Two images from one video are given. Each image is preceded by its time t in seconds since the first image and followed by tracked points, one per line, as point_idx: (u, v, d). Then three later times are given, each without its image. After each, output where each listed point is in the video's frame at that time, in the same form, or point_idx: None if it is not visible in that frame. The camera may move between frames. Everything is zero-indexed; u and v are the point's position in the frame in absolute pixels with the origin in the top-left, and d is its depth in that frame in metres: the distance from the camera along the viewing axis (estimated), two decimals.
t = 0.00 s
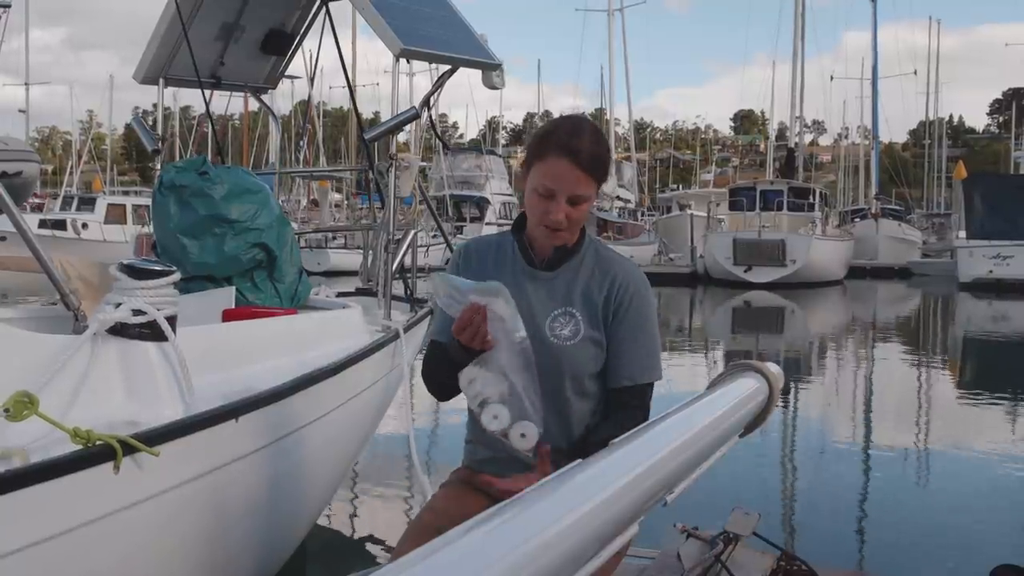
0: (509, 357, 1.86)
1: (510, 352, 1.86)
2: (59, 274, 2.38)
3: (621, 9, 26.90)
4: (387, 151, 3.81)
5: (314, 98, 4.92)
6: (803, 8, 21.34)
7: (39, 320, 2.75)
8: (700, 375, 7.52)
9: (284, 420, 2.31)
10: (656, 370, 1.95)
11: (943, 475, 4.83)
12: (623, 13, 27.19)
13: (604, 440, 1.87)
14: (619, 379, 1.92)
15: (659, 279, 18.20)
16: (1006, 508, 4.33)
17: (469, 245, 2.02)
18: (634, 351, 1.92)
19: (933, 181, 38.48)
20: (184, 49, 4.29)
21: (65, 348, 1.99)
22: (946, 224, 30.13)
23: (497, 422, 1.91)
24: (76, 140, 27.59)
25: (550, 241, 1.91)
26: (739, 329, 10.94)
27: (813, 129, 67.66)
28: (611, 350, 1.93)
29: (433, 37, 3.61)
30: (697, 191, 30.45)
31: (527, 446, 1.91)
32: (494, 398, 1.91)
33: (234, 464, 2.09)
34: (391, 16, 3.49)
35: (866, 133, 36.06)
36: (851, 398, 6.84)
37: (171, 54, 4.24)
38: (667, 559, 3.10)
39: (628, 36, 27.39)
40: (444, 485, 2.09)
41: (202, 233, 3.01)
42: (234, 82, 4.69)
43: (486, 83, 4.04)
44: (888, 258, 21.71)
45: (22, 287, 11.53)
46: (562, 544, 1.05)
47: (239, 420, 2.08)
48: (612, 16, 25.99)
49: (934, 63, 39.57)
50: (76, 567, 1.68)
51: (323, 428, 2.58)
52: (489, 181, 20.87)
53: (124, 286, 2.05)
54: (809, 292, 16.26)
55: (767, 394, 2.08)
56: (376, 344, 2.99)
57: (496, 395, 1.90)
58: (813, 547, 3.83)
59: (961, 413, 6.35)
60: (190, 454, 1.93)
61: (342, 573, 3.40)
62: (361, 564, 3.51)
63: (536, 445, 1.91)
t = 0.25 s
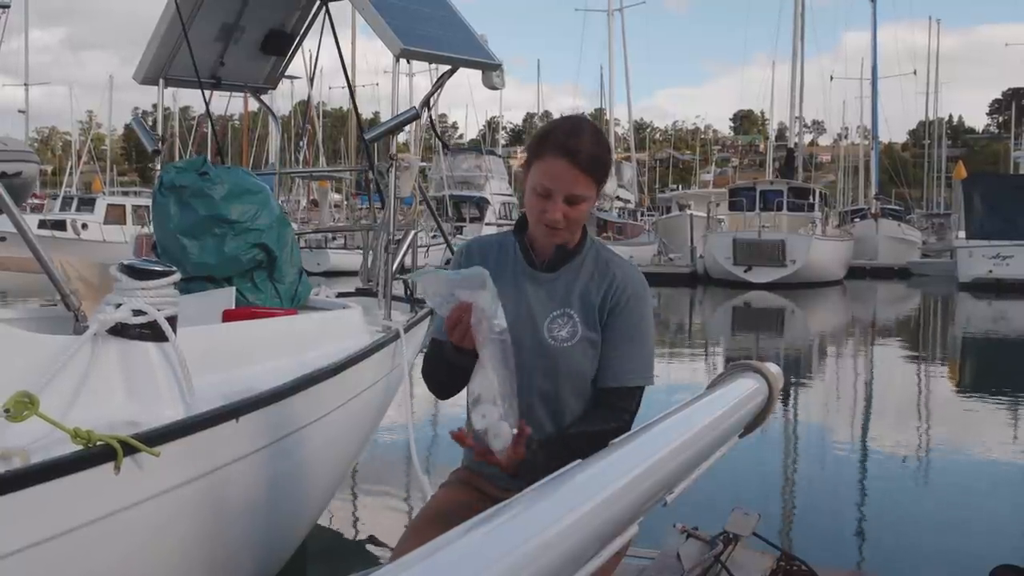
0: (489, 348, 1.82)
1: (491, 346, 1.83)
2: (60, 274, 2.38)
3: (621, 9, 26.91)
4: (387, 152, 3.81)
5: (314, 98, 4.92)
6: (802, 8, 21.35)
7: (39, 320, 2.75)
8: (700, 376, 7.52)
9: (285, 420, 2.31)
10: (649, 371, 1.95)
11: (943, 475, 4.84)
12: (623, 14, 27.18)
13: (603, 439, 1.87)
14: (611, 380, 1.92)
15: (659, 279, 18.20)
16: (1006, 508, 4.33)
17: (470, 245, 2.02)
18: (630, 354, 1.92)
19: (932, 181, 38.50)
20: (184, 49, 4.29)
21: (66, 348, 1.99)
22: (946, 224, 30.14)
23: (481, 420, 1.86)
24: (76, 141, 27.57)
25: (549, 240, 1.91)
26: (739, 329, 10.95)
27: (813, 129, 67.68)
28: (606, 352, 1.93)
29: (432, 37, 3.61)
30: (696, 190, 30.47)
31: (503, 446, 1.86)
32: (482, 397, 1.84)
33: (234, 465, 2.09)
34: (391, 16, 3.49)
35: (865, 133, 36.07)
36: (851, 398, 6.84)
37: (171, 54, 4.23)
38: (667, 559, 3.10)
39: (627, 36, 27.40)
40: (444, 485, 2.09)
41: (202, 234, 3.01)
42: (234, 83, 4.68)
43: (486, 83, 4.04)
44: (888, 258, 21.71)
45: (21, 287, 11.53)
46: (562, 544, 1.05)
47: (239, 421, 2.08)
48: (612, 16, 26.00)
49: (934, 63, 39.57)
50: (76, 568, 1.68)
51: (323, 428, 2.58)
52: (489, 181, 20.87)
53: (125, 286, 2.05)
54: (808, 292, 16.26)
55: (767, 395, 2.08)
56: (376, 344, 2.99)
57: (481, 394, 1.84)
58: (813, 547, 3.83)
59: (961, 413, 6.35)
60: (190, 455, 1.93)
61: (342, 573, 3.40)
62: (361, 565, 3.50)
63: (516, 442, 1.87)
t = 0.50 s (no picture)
0: (502, 372, 1.86)
1: (503, 367, 1.86)
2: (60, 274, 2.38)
3: (620, 9, 26.88)
4: (387, 152, 3.81)
5: (314, 98, 4.92)
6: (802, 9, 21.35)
7: (39, 321, 2.75)
8: (699, 376, 7.52)
9: (285, 421, 2.30)
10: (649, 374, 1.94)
11: (943, 475, 4.84)
12: (623, 13, 27.15)
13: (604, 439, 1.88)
14: (611, 382, 1.92)
15: (659, 280, 18.20)
16: (1005, 508, 4.33)
17: (470, 246, 2.03)
18: (630, 355, 1.91)
19: (932, 181, 38.49)
20: (184, 49, 4.29)
21: (65, 348, 1.99)
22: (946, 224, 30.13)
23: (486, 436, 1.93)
24: (75, 141, 27.54)
25: (548, 232, 1.91)
26: (739, 329, 10.94)
27: (812, 129, 67.67)
28: (605, 353, 1.92)
29: (432, 37, 3.61)
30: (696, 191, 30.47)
31: (509, 460, 1.93)
32: (484, 415, 1.91)
33: (234, 465, 2.09)
34: (391, 16, 3.49)
35: (865, 133, 36.06)
36: (850, 398, 6.84)
37: (171, 54, 4.23)
38: (667, 558, 3.10)
39: (627, 36, 27.38)
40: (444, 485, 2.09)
41: (202, 234, 3.01)
42: (234, 83, 4.68)
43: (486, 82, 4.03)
44: (887, 258, 21.71)
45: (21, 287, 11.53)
46: (562, 544, 1.04)
47: (239, 421, 2.08)
48: (612, 16, 25.99)
49: (934, 63, 39.54)
50: (76, 568, 1.68)
51: (323, 428, 2.58)
52: (489, 182, 20.87)
53: (125, 286, 2.05)
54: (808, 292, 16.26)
55: (767, 394, 2.08)
56: (375, 345, 2.99)
57: (480, 414, 1.91)
58: (812, 547, 3.83)
59: (961, 413, 6.35)
60: (190, 455, 1.93)
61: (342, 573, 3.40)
62: (361, 565, 3.50)
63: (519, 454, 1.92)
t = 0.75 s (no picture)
0: (490, 382, 1.84)
1: (491, 378, 1.84)
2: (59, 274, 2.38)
3: (620, 10, 26.87)
4: (387, 151, 3.81)
5: (314, 99, 4.92)
6: (802, 9, 21.36)
7: (40, 321, 2.75)
8: (699, 376, 7.52)
9: (285, 420, 2.31)
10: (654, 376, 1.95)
11: (943, 475, 4.84)
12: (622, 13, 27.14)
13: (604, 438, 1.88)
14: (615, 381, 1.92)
15: (659, 280, 18.20)
16: (1005, 508, 4.33)
17: (468, 249, 2.03)
18: (633, 357, 1.92)
19: (932, 181, 38.50)
20: (184, 49, 4.29)
21: (65, 348, 1.99)
22: (946, 224, 30.16)
23: (484, 450, 1.92)
24: (75, 141, 27.55)
25: (546, 230, 1.90)
26: (739, 329, 10.95)
27: (812, 129, 67.69)
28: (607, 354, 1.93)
29: (432, 37, 3.61)
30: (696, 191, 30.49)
31: (508, 474, 1.93)
32: (482, 427, 1.90)
33: (234, 465, 2.09)
34: (391, 16, 3.49)
35: (865, 133, 36.08)
36: (850, 398, 6.84)
37: (171, 53, 4.23)
38: (667, 558, 3.10)
39: (626, 35, 27.38)
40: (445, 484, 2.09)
41: (202, 234, 3.01)
42: (234, 83, 4.68)
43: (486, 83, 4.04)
44: (887, 258, 21.72)
45: (22, 287, 11.54)
46: (562, 544, 1.05)
47: (240, 420, 2.08)
48: (611, 17, 26.01)
49: (934, 63, 39.51)
50: (76, 567, 1.68)
51: (323, 428, 2.58)
52: (488, 182, 20.88)
53: (124, 286, 2.05)
54: (808, 293, 16.27)
55: (767, 395, 2.08)
56: (376, 344, 2.99)
57: (478, 426, 1.90)
58: (812, 547, 3.84)
59: (960, 413, 6.36)
60: (191, 456, 1.93)
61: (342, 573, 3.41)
62: (361, 565, 3.50)
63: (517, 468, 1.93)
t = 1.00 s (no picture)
0: (482, 409, 1.88)
1: (483, 407, 1.88)
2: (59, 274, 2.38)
3: (620, 10, 26.88)
4: (387, 151, 3.81)
5: (314, 99, 4.92)
6: (801, 9, 21.37)
7: (40, 321, 2.75)
8: (699, 376, 7.52)
9: (285, 421, 2.30)
10: (649, 363, 1.91)
11: (943, 475, 4.84)
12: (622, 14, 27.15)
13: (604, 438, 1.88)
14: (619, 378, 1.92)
15: (659, 280, 18.21)
16: (1005, 508, 4.33)
17: (468, 249, 2.02)
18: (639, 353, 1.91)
19: (931, 181, 38.50)
20: (183, 49, 4.29)
21: (66, 349, 1.99)
22: (945, 224, 30.17)
23: (463, 469, 1.95)
24: (75, 141, 27.57)
25: (553, 234, 1.90)
26: (739, 329, 10.96)
27: (812, 129, 67.70)
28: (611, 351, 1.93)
29: (432, 37, 3.61)
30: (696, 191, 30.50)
31: (490, 500, 1.94)
32: (465, 445, 1.93)
33: (234, 465, 2.09)
34: (391, 16, 3.49)
35: (865, 133, 36.10)
36: (849, 398, 6.84)
37: (171, 54, 4.23)
38: (667, 558, 3.10)
39: (626, 35, 27.38)
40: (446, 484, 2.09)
41: (202, 234, 3.01)
42: (234, 83, 4.69)
43: (486, 83, 4.04)
44: (887, 258, 21.72)
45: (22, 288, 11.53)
46: (562, 544, 1.05)
47: (240, 420, 2.08)
48: (611, 17, 26.02)
49: (934, 62, 39.49)
50: (77, 568, 1.68)
51: (323, 428, 2.58)
52: (488, 182, 20.89)
53: (125, 286, 2.05)
54: (808, 293, 16.27)
55: (767, 394, 2.08)
56: (376, 344, 2.99)
57: (461, 444, 1.93)
58: (811, 547, 3.84)
59: (960, 413, 6.36)
60: (191, 456, 1.93)
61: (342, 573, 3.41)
62: (361, 565, 3.50)
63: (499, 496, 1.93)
